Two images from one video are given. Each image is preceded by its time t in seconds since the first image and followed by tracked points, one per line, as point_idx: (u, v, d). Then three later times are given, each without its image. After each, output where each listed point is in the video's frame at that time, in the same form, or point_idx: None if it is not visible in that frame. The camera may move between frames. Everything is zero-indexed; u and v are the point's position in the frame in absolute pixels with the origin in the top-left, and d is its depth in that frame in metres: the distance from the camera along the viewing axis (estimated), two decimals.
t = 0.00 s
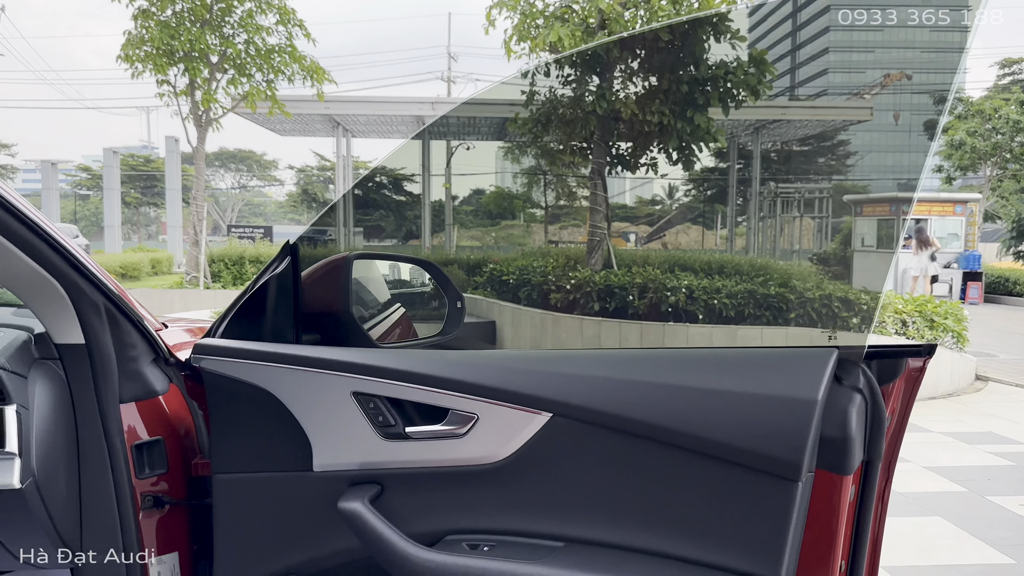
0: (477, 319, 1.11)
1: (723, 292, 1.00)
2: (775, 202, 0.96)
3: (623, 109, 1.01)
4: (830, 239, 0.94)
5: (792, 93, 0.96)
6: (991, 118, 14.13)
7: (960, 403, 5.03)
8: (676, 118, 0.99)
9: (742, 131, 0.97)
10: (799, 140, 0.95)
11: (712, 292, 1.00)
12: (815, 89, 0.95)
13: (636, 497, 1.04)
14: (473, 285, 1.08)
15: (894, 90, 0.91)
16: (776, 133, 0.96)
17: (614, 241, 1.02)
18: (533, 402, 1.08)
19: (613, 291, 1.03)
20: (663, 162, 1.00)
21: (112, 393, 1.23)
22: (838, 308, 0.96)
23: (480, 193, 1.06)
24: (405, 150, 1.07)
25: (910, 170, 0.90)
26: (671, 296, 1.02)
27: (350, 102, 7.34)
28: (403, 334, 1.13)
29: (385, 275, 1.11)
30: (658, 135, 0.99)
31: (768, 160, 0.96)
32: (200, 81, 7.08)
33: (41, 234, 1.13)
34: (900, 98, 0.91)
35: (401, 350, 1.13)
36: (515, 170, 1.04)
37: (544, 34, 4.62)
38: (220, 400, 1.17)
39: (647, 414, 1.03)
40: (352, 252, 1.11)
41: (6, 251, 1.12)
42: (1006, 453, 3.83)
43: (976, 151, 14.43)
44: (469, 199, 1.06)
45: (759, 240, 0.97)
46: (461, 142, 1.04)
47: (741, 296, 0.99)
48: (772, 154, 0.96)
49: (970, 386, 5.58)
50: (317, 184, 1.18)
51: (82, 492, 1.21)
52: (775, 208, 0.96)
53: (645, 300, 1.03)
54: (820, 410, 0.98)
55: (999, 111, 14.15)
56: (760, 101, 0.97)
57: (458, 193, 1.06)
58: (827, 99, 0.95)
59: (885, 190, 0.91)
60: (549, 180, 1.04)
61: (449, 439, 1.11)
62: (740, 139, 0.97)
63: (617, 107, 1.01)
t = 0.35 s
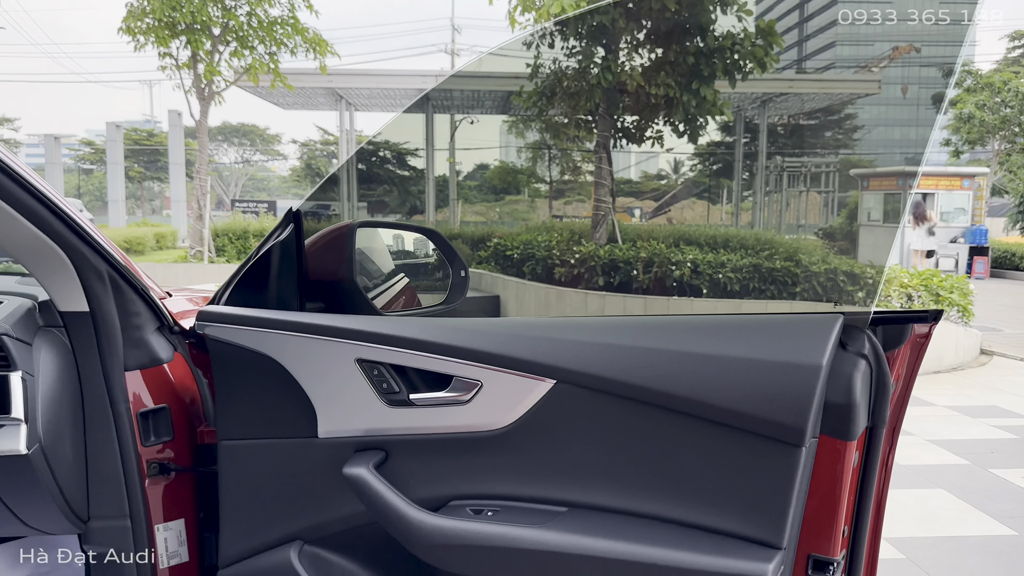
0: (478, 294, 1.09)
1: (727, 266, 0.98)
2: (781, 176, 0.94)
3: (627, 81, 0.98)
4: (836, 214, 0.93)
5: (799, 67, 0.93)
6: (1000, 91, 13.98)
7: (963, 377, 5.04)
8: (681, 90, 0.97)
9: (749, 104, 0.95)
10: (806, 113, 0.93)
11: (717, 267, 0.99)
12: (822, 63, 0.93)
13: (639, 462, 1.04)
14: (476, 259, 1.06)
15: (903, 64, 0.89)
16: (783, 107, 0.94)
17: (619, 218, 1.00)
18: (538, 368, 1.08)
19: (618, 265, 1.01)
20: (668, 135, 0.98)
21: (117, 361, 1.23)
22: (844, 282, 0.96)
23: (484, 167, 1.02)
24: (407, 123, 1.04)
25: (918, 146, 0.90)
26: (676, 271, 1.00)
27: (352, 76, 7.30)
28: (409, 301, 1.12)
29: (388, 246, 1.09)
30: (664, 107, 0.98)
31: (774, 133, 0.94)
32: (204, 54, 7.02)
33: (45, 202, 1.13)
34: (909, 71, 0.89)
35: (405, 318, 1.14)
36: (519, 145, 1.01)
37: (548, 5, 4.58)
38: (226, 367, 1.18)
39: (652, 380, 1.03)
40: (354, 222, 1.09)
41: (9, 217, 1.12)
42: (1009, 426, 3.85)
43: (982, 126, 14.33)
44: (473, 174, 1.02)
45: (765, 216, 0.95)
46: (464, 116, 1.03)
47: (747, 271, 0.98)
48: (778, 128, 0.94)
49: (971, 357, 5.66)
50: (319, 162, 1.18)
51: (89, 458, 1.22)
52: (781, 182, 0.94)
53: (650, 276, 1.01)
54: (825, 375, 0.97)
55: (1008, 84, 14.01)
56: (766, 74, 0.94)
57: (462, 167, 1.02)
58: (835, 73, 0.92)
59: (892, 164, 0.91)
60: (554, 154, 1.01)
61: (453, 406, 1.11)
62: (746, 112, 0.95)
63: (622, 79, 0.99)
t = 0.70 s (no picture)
0: (482, 268, 1.09)
1: (732, 241, 0.99)
2: (787, 151, 0.92)
3: (631, 53, 0.98)
4: (841, 188, 0.92)
5: (806, 40, 0.92)
6: (1009, 66, 13.85)
7: (967, 353, 5.05)
8: (687, 62, 0.96)
9: (756, 78, 0.94)
10: (813, 87, 0.92)
11: (721, 241, 0.99)
12: (830, 36, 0.91)
13: (641, 429, 1.04)
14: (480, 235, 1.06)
15: (910, 38, 0.88)
16: (790, 79, 0.93)
17: (624, 192, 0.99)
18: (541, 336, 1.08)
19: (622, 240, 1.01)
20: (674, 109, 0.97)
21: (121, 330, 1.24)
22: (849, 258, 0.95)
23: (488, 142, 1.00)
24: (410, 96, 1.02)
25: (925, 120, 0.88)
26: (680, 246, 1.00)
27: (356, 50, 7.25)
28: (413, 271, 1.12)
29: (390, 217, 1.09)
30: (670, 80, 0.97)
31: (781, 107, 0.92)
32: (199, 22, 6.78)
33: (47, 169, 1.13)
34: (915, 45, 0.88)
35: (408, 286, 1.14)
36: (523, 119, 0.99)
37: None
38: (231, 334, 1.18)
39: (655, 347, 1.03)
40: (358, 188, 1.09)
41: (10, 184, 1.12)
42: (1013, 401, 3.86)
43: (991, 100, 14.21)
44: (477, 149, 1.01)
45: (769, 191, 0.94)
46: (468, 91, 1.00)
47: (751, 245, 0.98)
48: (785, 102, 0.92)
49: (974, 331, 5.71)
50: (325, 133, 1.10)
51: (94, 426, 1.23)
52: (787, 157, 0.92)
53: (654, 249, 1.01)
54: (827, 341, 0.97)
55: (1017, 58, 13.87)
56: (772, 47, 0.93)
57: (465, 143, 1.01)
58: (843, 46, 0.91)
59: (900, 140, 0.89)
60: (558, 129, 1.00)
61: (456, 373, 1.12)
62: (753, 85, 0.94)
63: (628, 52, 0.98)
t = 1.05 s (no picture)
0: (484, 243, 1.09)
1: (736, 217, 0.99)
2: (793, 126, 0.92)
3: (637, 28, 0.95)
4: (847, 164, 0.92)
5: (814, 14, 0.90)
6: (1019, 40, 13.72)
7: (971, 329, 5.06)
8: (692, 34, 0.94)
9: (762, 53, 0.92)
10: (818, 62, 0.91)
11: (726, 217, 0.99)
12: (836, 9, 0.89)
13: (642, 397, 1.05)
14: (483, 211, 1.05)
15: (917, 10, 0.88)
16: (796, 54, 0.91)
17: (628, 167, 0.98)
18: (543, 305, 1.08)
19: (626, 215, 1.01)
20: (679, 84, 0.95)
21: (125, 299, 1.24)
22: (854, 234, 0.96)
23: (491, 118, 0.99)
24: (413, 72, 1.00)
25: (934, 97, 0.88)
26: (684, 222, 1.00)
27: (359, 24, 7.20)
28: (416, 244, 1.11)
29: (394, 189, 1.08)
30: (674, 54, 0.95)
31: (788, 83, 0.91)
32: None
33: (47, 137, 1.12)
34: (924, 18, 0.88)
35: (410, 256, 1.14)
36: (528, 94, 0.98)
37: None
38: (235, 303, 1.19)
39: (657, 316, 1.03)
40: (359, 158, 1.07)
41: (11, 152, 1.11)
42: (1016, 377, 3.87)
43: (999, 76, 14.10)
44: (481, 125, 0.99)
45: (775, 167, 0.93)
46: (471, 64, 0.98)
47: (756, 221, 0.99)
48: (791, 78, 0.91)
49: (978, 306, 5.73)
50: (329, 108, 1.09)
51: (99, 394, 1.24)
52: (793, 133, 0.92)
53: (658, 225, 1.01)
54: (829, 309, 0.96)
55: None
56: (779, 20, 0.90)
57: (469, 118, 0.99)
58: (849, 20, 0.89)
59: (906, 114, 0.89)
60: (562, 105, 0.97)
61: (458, 342, 1.12)
62: (759, 61, 0.92)
63: (633, 25, 0.96)
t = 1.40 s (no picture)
0: (489, 220, 1.10)
1: (741, 193, 1.00)
2: (799, 103, 0.92)
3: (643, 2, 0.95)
4: (853, 141, 0.91)
5: None
6: None
7: (976, 307, 5.06)
8: (697, 9, 0.94)
9: (768, 29, 0.92)
10: (826, 38, 0.90)
11: (730, 193, 1.00)
12: None
13: (643, 367, 1.05)
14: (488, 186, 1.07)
15: None
16: (803, 29, 0.90)
17: (633, 145, 0.99)
18: (546, 276, 1.08)
19: (631, 193, 1.03)
20: (685, 59, 0.95)
21: (129, 270, 1.25)
22: (858, 209, 0.95)
23: (496, 96, 1.00)
24: (416, 46, 0.99)
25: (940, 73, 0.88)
26: (689, 198, 1.02)
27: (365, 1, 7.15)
28: (418, 216, 1.12)
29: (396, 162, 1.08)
30: (680, 29, 0.95)
31: (794, 60, 0.91)
32: None
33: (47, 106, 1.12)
34: None
35: (413, 227, 1.13)
36: (532, 71, 0.99)
37: None
38: (239, 274, 1.19)
39: (660, 286, 1.02)
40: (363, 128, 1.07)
41: (11, 122, 1.11)
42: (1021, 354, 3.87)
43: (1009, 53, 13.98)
44: (485, 102, 1.01)
45: (781, 144, 0.93)
46: (475, 40, 0.99)
47: (760, 198, 0.99)
48: (798, 55, 0.91)
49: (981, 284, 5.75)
50: (329, 81, 1.07)
51: (104, 365, 1.25)
52: (799, 110, 0.92)
53: (663, 202, 1.03)
54: (831, 279, 0.96)
55: None
56: None
57: (473, 96, 1.00)
58: None
59: (913, 91, 0.88)
60: (567, 81, 0.98)
61: (461, 313, 1.12)
62: (765, 37, 0.92)
63: None
